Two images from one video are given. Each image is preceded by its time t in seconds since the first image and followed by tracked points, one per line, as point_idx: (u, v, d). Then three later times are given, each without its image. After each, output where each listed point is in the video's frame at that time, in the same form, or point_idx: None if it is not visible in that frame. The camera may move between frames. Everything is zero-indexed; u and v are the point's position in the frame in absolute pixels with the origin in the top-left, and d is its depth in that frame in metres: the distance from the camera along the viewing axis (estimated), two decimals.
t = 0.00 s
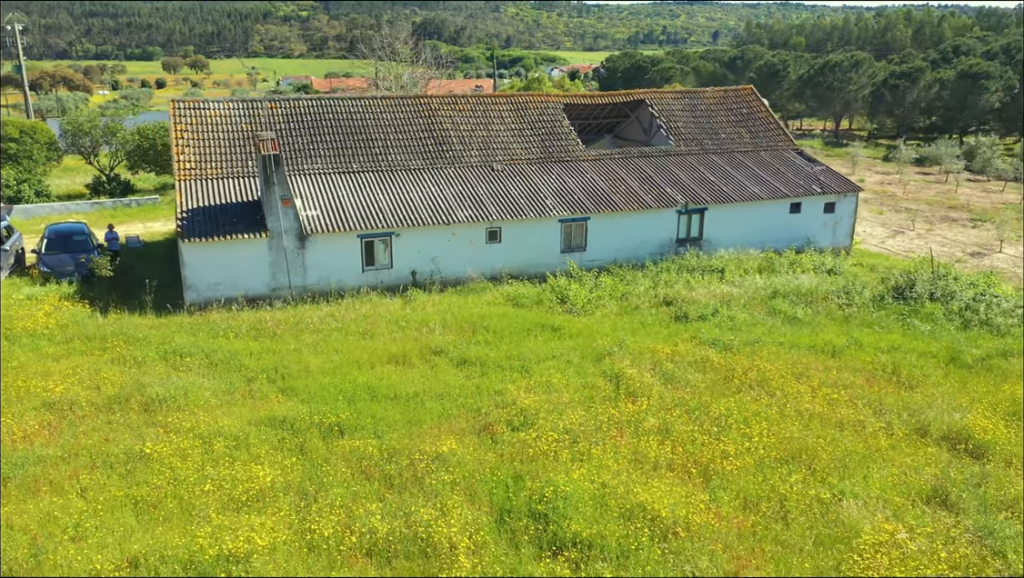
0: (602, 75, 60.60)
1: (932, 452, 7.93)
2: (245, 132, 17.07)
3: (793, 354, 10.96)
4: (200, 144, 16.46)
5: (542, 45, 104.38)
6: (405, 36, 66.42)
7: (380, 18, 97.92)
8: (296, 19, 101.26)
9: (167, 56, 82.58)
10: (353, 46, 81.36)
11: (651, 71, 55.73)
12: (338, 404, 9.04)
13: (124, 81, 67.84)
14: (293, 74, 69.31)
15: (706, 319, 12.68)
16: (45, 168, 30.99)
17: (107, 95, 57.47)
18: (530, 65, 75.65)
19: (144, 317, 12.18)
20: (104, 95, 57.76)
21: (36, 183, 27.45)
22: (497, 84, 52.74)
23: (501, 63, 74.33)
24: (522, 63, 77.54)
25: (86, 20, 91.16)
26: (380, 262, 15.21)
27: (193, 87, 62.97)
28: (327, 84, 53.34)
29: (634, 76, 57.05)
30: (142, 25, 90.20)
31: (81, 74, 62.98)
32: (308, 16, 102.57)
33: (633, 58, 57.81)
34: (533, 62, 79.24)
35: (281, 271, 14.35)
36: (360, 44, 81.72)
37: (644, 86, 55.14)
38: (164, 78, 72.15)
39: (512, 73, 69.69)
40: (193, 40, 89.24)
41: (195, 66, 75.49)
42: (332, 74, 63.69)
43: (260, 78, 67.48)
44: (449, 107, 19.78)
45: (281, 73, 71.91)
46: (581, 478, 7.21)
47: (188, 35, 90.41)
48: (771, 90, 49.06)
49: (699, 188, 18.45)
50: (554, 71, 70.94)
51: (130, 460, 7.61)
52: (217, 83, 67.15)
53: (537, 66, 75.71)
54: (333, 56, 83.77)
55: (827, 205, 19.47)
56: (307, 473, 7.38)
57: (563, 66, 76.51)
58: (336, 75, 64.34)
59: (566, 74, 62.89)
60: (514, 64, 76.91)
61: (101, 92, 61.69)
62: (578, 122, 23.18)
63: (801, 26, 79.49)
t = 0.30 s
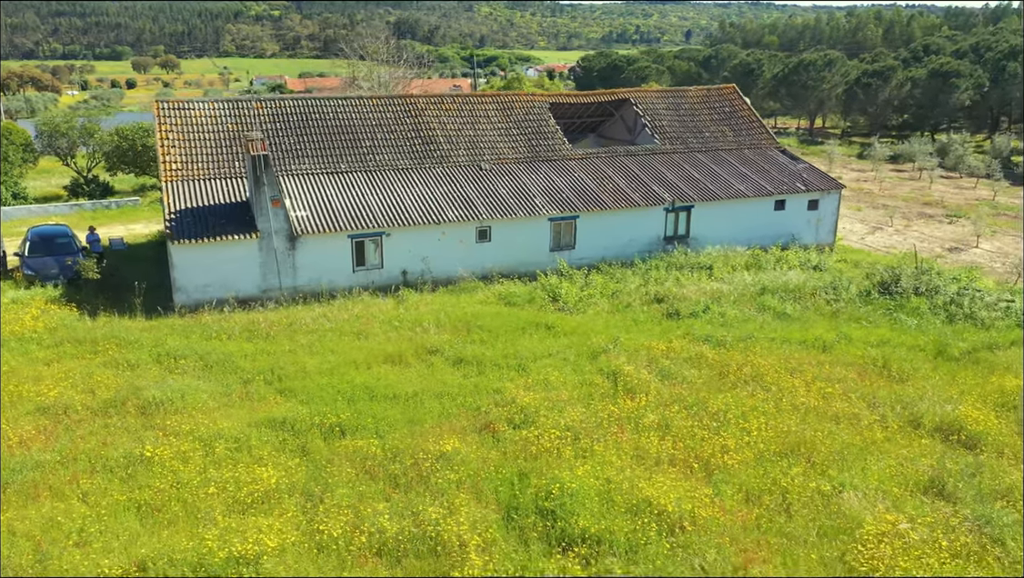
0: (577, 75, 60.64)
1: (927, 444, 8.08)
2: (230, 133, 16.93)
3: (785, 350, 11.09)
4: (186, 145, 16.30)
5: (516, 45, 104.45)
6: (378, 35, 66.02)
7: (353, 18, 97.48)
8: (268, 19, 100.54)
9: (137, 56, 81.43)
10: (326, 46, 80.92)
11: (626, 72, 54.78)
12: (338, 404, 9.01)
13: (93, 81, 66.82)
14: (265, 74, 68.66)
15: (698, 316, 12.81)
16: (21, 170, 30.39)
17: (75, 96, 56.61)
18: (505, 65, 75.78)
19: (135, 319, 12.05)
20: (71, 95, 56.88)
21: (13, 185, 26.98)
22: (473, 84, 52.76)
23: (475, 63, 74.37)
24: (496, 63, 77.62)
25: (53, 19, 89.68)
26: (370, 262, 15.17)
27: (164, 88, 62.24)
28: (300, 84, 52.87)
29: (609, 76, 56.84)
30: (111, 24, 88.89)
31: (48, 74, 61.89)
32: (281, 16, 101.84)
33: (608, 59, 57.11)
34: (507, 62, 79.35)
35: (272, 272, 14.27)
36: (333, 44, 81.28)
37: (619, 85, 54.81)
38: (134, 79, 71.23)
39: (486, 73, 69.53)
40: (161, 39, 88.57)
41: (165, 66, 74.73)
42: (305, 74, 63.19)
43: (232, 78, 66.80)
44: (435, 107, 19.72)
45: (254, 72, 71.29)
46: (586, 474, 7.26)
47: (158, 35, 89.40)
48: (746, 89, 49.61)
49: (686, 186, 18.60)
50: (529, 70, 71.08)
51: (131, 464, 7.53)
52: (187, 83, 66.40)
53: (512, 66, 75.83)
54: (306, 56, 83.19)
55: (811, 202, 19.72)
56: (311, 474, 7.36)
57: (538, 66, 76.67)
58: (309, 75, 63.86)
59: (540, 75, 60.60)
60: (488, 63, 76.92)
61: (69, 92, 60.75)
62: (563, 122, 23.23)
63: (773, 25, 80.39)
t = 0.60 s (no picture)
0: (551, 75, 59.41)
1: (921, 436, 8.25)
2: (215, 134, 16.77)
3: (777, 346, 11.25)
4: (171, 147, 16.12)
5: (488, 44, 104.30)
6: (351, 34, 65.48)
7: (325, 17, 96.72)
8: (238, 19, 99.47)
9: (104, 56, 80.07)
10: (297, 46, 80.18)
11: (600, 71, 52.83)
12: (337, 406, 8.99)
13: (58, 82, 65.59)
14: (236, 74, 67.81)
15: (688, 314, 12.93)
16: None
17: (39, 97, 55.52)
18: (477, 65, 75.71)
19: (124, 323, 11.90)
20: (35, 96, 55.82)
21: None
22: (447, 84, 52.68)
23: (447, 63, 74.24)
24: (469, 62, 77.44)
25: (16, 19, 87.90)
26: (360, 263, 15.11)
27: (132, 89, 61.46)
28: (273, 84, 52.30)
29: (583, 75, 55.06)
30: (75, 24, 87.33)
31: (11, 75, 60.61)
32: (251, 15, 100.80)
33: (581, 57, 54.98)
34: (479, 61, 79.23)
35: (261, 274, 14.17)
36: (305, 44, 80.59)
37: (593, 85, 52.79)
38: (100, 79, 70.08)
39: (459, 72, 69.12)
40: (127, 39, 87.39)
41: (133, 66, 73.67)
42: (277, 75, 62.93)
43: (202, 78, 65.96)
44: (421, 107, 19.66)
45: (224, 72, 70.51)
46: (591, 471, 7.32)
47: (125, 35, 88.03)
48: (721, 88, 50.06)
49: (671, 185, 18.75)
50: (501, 70, 71.10)
51: (132, 469, 7.45)
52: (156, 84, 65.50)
53: (485, 66, 75.76)
54: (277, 56, 82.32)
55: (793, 200, 19.99)
56: (316, 476, 7.34)
57: (510, 66, 76.66)
58: (282, 75, 63.21)
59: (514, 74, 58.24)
60: (461, 62, 76.75)
61: (32, 92, 59.56)
62: (547, 121, 23.28)
63: (743, 24, 81.09)
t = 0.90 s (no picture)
0: (522, 75, 57.64)
1: (912, 429, 8.43)
2: (197, 135, 16.59)
3: (765, 342, 11.40)
4: (152, 148, 15.91)
5: (458, 44, 103.89)
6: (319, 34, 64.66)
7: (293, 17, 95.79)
8: (206, 19, 98.17)
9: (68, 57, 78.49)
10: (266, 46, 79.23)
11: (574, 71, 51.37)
12: (334, 408, 8.95)
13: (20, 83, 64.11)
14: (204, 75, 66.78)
15: (676, 311, 13.04)
16: None
17: None
18: (449, 65, 75.39)
19: (111, 328, 11.73)
20: None
21: None
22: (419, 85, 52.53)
23: (417, 64, 73.93)
24: (440, 62, 77.13)
25: None
26: (347, 264, 15.05)
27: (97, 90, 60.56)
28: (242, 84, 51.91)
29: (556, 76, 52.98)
30: (37, 23, 85.45)
31: None
32: (218, 15, 99.52)
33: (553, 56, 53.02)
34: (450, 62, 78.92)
35: (248, 276, 14.05)
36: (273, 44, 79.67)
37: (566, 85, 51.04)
38: (63, 79, 68.71)
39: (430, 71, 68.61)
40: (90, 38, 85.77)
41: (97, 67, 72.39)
42: (246, 74, 62.68)
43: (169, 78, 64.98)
44: (404, 107, 19.60)
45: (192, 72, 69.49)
46: (593, 468, 7.38)
47: (89, 35, 86.36)
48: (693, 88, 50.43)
49: (655, 184, 18.90)
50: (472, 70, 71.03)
51: (130, 475, 7.36)
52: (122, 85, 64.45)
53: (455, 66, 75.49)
54: (244, 56, 81.15)
55: (774, 198, 20.26)
56: (318, 479, 7.31)
57: (481, 66, 76.48)
58: (251, 75, 62.33)
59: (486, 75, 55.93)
60: (432, 62, 76.39)
61: None
62: (529, 121, 23.32)
63: (712, 23, 81.71)
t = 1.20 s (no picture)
0: (492, 75, 57.38)
1: (900, 420, 8.65)
2: (177, 137, 16.37)
3: (752, 338, 11.58)
4: (131, 150, 15.66)
5: (426, 44, 103.56)
6: (285, 34, 63.87)
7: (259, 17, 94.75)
8: (169, 19, 96.63)
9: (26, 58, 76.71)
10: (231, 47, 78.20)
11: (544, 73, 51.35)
12: (330, 410, 8.91)
13: None
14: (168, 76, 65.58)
15: (662, 309, 13.19)
16: None
17: None
18: (417, 66, 75.09)
19: (96, 332, 11.53)
20: None
21: None
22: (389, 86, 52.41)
23: (385, 64, 73.49)
24: (409, 62, 76.78)
25: None
26: (333, 265, 14.96)
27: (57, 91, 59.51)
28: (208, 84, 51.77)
29: (526, 76, 52.37)
30: None
31: None
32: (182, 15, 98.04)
33: (523, 57, 52.11)
34: (419, 62, 78.57)
35: (233, 279, 13.90)
36: (239, 44, 78.64)
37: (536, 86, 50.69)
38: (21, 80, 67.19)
39: (398, 72, 68.17)
40: (48, 38, 83.78)
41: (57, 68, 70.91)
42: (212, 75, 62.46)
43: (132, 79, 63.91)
44: (385, 107, 19.53)
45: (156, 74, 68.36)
46: (594, 465, 7.46)
47: (47, 35, 84.41)
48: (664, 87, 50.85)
49: (636, 183, 19.06)
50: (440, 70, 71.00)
51: (127, 481, 7.27)
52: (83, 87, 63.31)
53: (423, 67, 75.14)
54: (209, 56, 80.01)
55: (753, 196, 20.54)
56: (320, 481, 7.28)
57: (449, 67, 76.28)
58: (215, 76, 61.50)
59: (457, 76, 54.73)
60: (400, 62, 75.97)
61: None
62: (509, 121, 23.34)
63: (678, 24, 82.41)
